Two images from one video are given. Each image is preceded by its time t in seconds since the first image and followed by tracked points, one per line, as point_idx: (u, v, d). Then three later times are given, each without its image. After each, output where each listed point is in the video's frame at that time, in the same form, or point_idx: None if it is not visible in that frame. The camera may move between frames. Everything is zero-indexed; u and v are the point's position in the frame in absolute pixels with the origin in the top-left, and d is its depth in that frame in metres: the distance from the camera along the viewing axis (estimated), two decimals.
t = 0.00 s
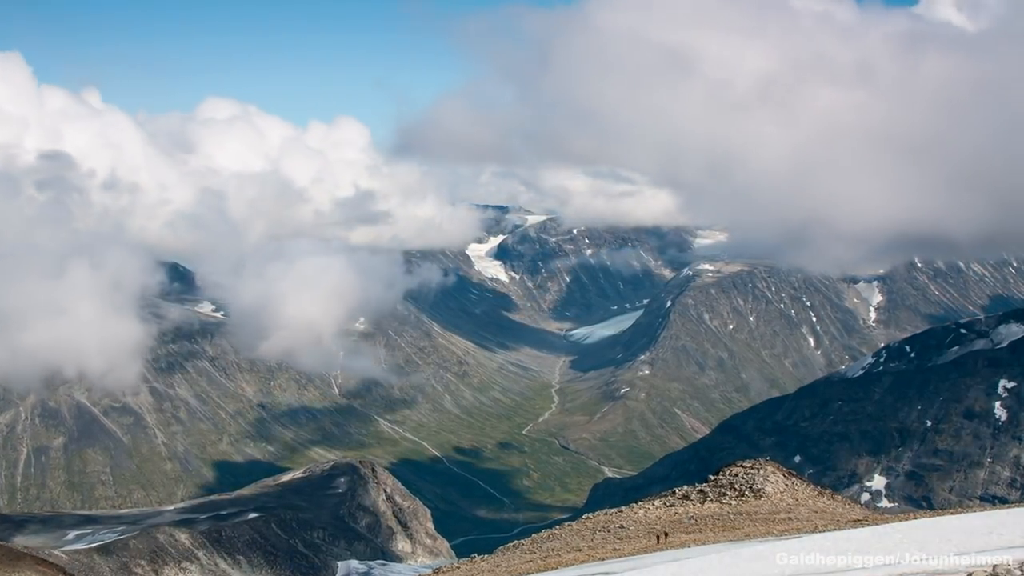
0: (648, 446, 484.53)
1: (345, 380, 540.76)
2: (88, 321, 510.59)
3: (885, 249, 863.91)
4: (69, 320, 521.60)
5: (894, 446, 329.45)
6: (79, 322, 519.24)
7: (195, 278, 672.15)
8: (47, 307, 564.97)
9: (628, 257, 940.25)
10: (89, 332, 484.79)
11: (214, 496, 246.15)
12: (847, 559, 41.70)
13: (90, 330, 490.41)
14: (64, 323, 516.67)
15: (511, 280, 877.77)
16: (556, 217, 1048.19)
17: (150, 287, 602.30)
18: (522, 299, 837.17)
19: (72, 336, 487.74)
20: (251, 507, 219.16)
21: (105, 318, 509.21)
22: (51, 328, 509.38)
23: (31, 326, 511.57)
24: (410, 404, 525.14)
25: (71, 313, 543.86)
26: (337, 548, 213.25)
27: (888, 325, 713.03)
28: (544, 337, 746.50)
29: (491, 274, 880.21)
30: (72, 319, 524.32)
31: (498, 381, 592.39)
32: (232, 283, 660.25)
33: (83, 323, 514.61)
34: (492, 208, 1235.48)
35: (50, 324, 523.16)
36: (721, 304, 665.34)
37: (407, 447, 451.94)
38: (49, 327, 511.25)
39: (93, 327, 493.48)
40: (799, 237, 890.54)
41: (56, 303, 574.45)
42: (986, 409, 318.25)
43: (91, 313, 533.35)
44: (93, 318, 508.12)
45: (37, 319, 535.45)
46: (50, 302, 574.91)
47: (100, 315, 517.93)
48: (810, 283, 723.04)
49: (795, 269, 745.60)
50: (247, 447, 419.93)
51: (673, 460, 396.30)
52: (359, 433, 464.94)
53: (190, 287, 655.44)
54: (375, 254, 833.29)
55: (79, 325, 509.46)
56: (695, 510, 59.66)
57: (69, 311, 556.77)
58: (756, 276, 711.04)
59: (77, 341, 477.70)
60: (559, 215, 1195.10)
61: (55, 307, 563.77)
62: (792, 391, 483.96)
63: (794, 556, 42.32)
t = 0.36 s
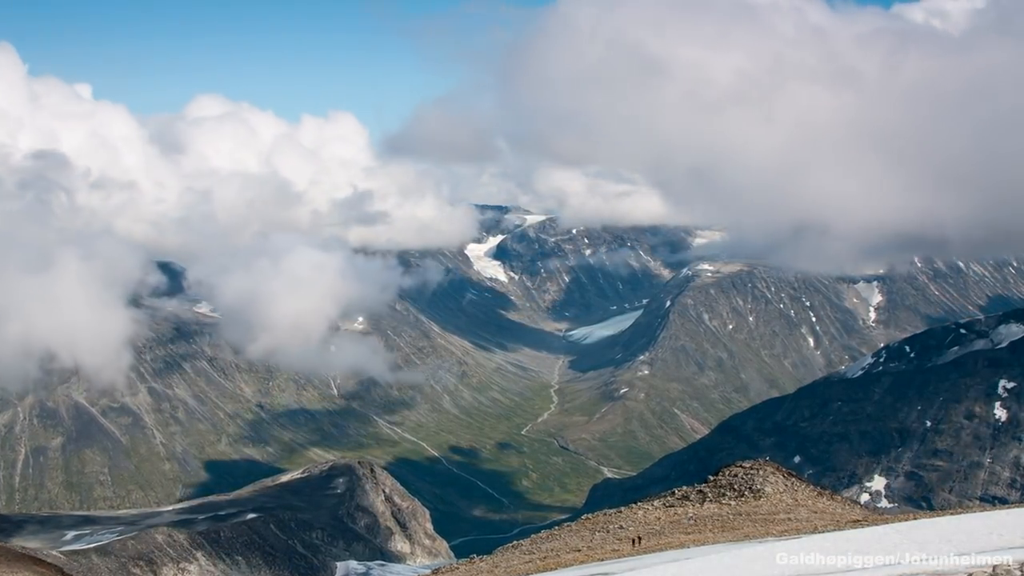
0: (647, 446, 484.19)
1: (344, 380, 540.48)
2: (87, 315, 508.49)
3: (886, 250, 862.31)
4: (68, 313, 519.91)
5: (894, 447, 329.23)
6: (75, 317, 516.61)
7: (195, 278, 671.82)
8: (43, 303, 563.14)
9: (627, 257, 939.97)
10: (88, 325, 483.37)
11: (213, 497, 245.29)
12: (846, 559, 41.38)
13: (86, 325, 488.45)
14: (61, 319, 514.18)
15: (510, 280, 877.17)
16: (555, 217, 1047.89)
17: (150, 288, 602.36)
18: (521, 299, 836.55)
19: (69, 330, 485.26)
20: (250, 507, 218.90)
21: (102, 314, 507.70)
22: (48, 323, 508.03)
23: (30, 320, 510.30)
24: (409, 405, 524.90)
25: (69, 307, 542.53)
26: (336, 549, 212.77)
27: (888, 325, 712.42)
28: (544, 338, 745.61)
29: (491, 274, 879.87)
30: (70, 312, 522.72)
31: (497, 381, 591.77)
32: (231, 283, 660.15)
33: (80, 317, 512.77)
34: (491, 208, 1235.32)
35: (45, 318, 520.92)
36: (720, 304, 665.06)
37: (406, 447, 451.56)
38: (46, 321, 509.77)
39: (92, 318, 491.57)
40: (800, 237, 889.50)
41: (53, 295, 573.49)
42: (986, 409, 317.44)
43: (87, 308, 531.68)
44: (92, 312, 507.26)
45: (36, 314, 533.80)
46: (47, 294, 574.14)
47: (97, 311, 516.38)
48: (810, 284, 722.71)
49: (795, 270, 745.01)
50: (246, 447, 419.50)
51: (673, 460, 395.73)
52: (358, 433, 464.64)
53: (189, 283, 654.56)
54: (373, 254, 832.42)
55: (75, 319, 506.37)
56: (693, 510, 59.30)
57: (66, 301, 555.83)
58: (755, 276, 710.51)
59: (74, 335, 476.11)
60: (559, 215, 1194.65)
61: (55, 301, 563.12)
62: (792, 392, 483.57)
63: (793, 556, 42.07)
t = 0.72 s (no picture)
0: (647, 446, 483.88)
1: (342, 380, 540.24)
2: (84, 308, 507.55)
3: (886, 250, 861.26)
4: (66, 304, 518.62)
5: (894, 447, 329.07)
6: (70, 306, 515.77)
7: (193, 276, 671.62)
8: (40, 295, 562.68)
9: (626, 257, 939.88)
10: (85, 317, 482.27)
11: (211, 497, 244.97)
12: (846, 560, 41.08)
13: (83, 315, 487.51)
14: (59, 311, 513.66)
15: (509, 280, 876.65)
16: (554, 217, 1047.38)
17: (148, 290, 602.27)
18: (520, 300, 836.17)
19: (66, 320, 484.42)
20: (248, 507, 218.68)
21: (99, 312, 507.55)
22: (46, 314, 506.73)
23: (28, 312, 508.90)
24: (408, 405, 524.65)
25: (65, 295, 541.10)
26: (335, 549, 212.28)
27: (888, 325, 712.11)
28: (543, 338, 744.97)
29: (490, 274, 879.72)
30: (68, 302, 521.29)
31: (496, 382, 591.38)
32: (230, 282, 659.47)
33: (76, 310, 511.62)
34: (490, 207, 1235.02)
35: (43, 310, 520.37)
36: (719, 304, 664.77)
37: (405, 447, 451.29)
38: (44, 314, 508.66)
39: (89, 315, 491.04)
40: (799, 237, 887.22)
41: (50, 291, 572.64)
42: (985, 409, 317.16)
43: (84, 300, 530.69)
44: (91, 304, 506.11)
45: (33, 305, 532.47)
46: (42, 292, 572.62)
47: (94, 306, 515.76)
48: (809, 284, 722.53)
49: (794, 270, 744.65)
50: (245, 447, 419.31)
51: (672, 460, 395.35)
52: (357, 434, 464.41)
53: (187, 280, 653.67)
54: (372, 253, 831.45)
55: (73, 311, 505.98)
56: (693, 511, 58.90)
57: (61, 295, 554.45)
58: (755, 276, 710.48)
59: (70, 326, 475.30)
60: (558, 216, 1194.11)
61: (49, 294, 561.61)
62: (791, 392, 483.54)
63: (793, 556, 41.79)
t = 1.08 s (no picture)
0: (646, 447, 483.48)
1: (341, 381, 539.84)
2: (84, 300, 505.86)
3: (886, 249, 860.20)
4: (66, 294, 517.23)
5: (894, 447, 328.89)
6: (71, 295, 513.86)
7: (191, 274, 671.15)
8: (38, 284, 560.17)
9: (625, 257, 940.00)
10: (85, 314, 481.36)
11: (210, 498, 244.57)
12: (847, 559, 40.75)
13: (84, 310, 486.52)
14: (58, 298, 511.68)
15: (508, 280, 876.18)
16: (553, 217, 1047.00)
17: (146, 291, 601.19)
18: (519, 300, 835.85)
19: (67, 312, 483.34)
20: (247, 508, 218.09)
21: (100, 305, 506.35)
22: (46, 306, 505.02)
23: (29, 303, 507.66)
24: (406, 405, 524.50)
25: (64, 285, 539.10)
26: (333, 550, 211.67)
27: (887, 325, 711.64)
28: (542, 338, 744.92)
29: (489, 275, 879.50)
30: (68, 294, 519.78)
31: (495, 383, 591.04)
32: (229, 283, 659.08)
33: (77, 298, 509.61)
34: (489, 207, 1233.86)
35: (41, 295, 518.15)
36: (719, 304, 664.66)
37: (404, 448, 451.08)
38: (43, 304, 506.54)
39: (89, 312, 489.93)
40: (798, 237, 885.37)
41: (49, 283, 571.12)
42: (986, 410, 316.66)
43: (84, 293, 529.04)
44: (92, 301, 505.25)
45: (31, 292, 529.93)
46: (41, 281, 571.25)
47: (94, 303, 514.68)
48: (809, 284, 722.24)
49: (794, 270, 743.94)
50: (243, 447, 418.97)
51: (672, 461, 394.81)
52: (356, 434, 464.19)
53: (187, 277, 652.40)
54: (371, 253, 830.57)
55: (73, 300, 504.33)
56: (693, 512, 58.43)
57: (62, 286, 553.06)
58: (755, 276, 710.39)
59: (70, 317, 474.27)
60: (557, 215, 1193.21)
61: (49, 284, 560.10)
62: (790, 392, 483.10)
63: (794, 556, 41.48)
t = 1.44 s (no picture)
0: (646, 447, 483.05)
1: (340, 381, 539.45)
2: (79, 300, 504.49)
3: (886, 248, 859.75)
4: (62, 294, 516.14)
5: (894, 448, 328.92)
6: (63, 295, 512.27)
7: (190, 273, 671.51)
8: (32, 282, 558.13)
9: (624, 257, 940.25)
10: (80, 313, 480.39)
11: (208, 499, 244.03)
12: (846, 560, 40.43)
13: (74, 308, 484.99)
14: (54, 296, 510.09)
15: (507, 280, 875.60)
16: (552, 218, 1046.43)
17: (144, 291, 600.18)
18: (518, 300, 835.76)
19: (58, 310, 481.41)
20: (246, 509, 217.48)
21: (97, 306, 506.10)
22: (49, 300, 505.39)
23: (33, 298, 508.84)
24: (405, 405, 524.16)
25: (64, 283, 538.88)
26: (332, 551, 211.32)
27: (887, 325, 711.02)
28: (541, 339, 745.20)
29: (488, 274, 879.26)
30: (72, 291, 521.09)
31: (494, 383, 590.61)
32: (228, 283, 659.33)
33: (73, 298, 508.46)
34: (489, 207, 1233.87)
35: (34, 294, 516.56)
36: (718, 304, 664.99)
37: (402, 448, 450.75)
38: (38, 301, 504.73)
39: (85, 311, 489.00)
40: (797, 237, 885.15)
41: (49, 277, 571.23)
42: (985, 410, 316.27)
43: (79, 292, 527.93)
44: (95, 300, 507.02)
45: (29, 290, 528.76)
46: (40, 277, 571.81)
47: (90, 303, 514.63)
48: (809, 284, 722.09)
49: (793, 270, 743.48)
50: (241, 448, 418.68)
51: (671, 461, 394.62)
52: (355, 435, 463.94)
53: (186, 275, 651.63)
54: (369, 252, 829.67)
55: (65, 299, 503.15)
56: (692, 513, 58.03)
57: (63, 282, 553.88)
58: (755, 277, 710.90)
59: (61, 314, 472.42)
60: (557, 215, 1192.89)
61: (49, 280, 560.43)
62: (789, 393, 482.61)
63: (793, 557, 41.17)
